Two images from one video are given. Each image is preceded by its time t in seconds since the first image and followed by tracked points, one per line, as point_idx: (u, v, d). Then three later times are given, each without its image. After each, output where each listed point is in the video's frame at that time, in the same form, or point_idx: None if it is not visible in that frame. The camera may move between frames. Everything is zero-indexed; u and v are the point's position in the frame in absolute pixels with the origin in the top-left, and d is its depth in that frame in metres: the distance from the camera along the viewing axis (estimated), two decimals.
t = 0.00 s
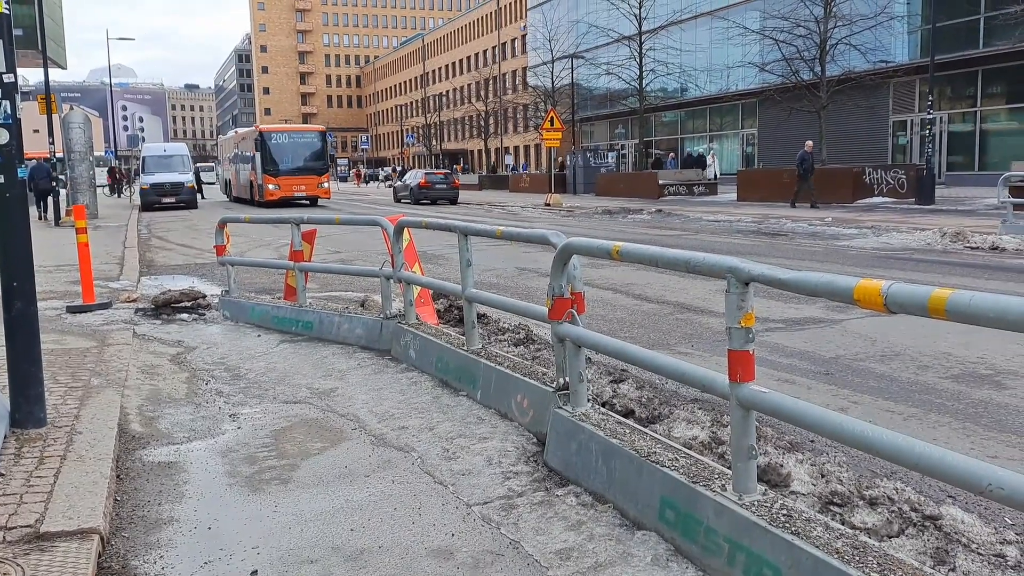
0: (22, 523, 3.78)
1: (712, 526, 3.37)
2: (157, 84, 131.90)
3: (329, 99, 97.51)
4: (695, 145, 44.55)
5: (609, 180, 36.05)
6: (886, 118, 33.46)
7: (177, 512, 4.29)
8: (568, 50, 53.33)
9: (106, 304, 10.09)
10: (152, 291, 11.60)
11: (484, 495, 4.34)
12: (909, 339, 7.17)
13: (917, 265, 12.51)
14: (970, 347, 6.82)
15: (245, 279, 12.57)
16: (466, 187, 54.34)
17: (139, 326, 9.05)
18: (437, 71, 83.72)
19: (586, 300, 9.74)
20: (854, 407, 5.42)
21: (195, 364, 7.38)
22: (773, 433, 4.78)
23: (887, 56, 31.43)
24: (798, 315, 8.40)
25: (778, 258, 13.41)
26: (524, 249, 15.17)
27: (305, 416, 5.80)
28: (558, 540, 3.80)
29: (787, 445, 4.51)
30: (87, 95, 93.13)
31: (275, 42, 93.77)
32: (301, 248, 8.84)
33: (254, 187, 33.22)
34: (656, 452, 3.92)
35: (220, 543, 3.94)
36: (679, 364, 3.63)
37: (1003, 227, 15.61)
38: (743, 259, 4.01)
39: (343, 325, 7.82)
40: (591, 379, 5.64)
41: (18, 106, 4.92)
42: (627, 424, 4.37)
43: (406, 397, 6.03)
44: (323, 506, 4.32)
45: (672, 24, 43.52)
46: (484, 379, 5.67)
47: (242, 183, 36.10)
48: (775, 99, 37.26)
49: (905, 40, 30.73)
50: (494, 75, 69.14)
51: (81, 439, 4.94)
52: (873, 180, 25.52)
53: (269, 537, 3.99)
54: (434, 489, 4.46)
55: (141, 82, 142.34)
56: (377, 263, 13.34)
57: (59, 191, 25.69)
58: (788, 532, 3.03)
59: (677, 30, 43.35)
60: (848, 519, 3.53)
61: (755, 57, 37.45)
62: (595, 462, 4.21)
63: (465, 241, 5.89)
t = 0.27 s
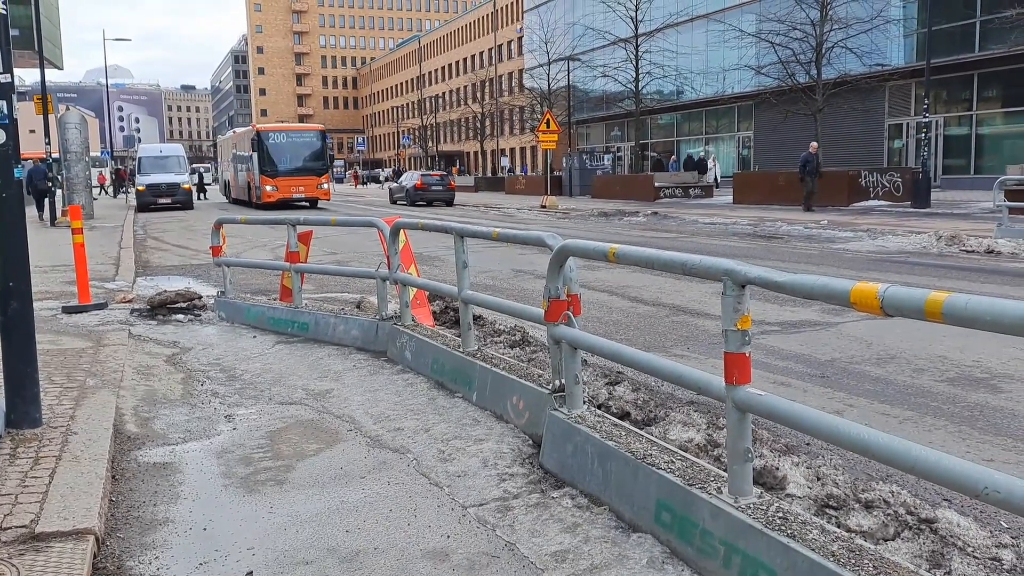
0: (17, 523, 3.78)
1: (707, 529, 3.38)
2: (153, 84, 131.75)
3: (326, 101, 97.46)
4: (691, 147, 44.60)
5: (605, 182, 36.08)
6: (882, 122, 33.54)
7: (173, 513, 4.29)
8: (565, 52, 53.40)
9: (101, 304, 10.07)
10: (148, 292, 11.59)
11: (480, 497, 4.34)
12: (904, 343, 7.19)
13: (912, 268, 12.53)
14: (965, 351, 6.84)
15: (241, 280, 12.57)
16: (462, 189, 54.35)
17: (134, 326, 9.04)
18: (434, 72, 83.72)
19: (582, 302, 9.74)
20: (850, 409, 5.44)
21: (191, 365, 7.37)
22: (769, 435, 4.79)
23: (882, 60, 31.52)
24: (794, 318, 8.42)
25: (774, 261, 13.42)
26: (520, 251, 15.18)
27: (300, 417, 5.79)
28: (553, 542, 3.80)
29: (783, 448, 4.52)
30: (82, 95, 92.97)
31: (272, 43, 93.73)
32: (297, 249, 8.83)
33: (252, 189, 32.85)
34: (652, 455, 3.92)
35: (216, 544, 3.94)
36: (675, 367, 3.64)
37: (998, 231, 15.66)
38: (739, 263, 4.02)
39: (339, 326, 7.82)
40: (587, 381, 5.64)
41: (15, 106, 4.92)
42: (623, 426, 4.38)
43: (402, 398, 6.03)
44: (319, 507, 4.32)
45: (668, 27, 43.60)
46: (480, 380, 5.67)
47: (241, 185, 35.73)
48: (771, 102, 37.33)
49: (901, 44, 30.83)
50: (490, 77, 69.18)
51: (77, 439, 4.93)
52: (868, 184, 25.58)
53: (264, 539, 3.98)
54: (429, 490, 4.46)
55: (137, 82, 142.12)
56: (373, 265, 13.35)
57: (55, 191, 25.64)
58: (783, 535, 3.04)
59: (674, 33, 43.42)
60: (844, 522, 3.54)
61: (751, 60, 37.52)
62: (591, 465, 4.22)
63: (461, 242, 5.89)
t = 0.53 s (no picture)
0: (14, 524, 3.77)
1: (704, 532, 3.37)
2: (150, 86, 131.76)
3: (323, 103, 97.47)
4: (688, 150, 44.64)
5: (602, 185, 36.11)
6: (879, 125, 33.59)
7: (169, 514, 4.28)
8: (562, 55, 53.46)
9: (98, 305, 10.05)
10: (145, 293, 11.57)
11: (477, 499, 4.33)
12: (901, 346, 7.20)
13: (909, 272, 12.55)
14: (962, 354, 6.85)
15: (238, 282, 12.55)
16: (459, 191, 54.36)
17: (131, 328, 9.02)
18: (432, 75, 83.75)
19: (579, 305, 9.75)
20: (846, 413, 5.44)
21: (187, 366, 7.35)
22: (766, 439, 4.78)
23: (880, 64, 31.56)
24: (791, 321, 8.42)
25: (771, 264, 13.43)
26: (517, 253, 15.18)
27: (297, 418, 5.78)
28: (550, 545, 3.80)
29: (780, 451, 4.51)
30: (80, 97, 92.94)
31: (270, 44, 93.75)
32: (295, 251, 8.83)
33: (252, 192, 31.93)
34: (649, 458, 3.92)
35: (213, 545, 3.93)
36: (672, 371, 3.64)
37: (995, 234, 15.67)
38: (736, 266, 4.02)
39: (336, 328, 7.81)
40: (583, 384, 5.63)
41: (13, 107, 4.91)
42: (620, 429, 4.37)
43: (399, 400, 6.02)
44: (315, 509, 4.31)
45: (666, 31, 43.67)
46: (477, 383, 5.67)
47: (241, 188, 34.91)
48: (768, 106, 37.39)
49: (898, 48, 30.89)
50: (488, 80, 69.22)
51: (74, 440, 4.92)
52: (866, 187, 25.61)
53: (261, 540, 3.97)
54: (426, 493, 4.46)
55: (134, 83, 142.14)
56: (370, 267, 13.35)
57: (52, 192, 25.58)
58: (780, 538, 3.03)
59: (671, 36, 43.49)
60: (841, 525, 3.54)
61: (749, 64, 37.58)
62: (588, 467, 4.21)
63: (458, 244, 5.88)
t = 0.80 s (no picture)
0: (10, 526, 3.76)
1: (701, 533, 3.37)
2: (147, 88, 131.68)
3: (320, 104, 97.46)
4: (685, 152, 44.68)
5: (599, 186, 36.12)
6: (876, 126, 33.64)
7: (165, 516, 4.27)
8: (559, 57, 53.51)
9: (95, 308, 10.03)
10: (142, 295, 11.56)
11: (474, 501, 4.33)
12: (898, 347, 7.21)
13: (905, 272, 12.57)
14: (959, 355, 6.86)
15: (235, 284, 12.54)
16: (456, 193, 54.38)
17: (128, 330, 9.01)
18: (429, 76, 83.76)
19: (576, 306, 9.75)
20: (843, 414, 5.44)
21: (184, 368, 7.34)
22: (763, 440, 4.79)
23: (876, 65, 31.61)
24: (788, 323, 8.43)
25: (768, 265, 13.45)
26: (514, 255, 15.18)
27: (294, 420, 5.78)
28: (547, 546, 3.80)
29: (777, 452, 4.52)
30: (77, 99, 92.82)
31: (266, 46, 93.74)
32: (292, 252, 8.82)
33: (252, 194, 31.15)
34: (646, 459, 3.92)
35: (210, 547, 3.92)
36: (669, 372, 3.64)
37: (991, 235, 15.70)
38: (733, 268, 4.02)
39: (333, 330, 7.81)
40: (580, 386, 5.63)
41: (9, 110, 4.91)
42: (617, 430, 4.37)
43: (396, 402, 6.02)
44: (312, 511, 4.31)
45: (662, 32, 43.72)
46: (473, 385, 5.66)
47: (240, 190, 34.14)
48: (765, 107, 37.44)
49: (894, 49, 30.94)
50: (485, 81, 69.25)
51: (70, 442, 4.91)
52: (862, 188, 25.60)
53: (257, 543, 3.97)
54: (423, 494, 4.45)
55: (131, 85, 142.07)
56: (367, 268, 13.35)
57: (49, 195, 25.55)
58: (777, 539, 3.04)
59: (668, 38, 43.54)
60: (838, 527, 3.54)
61: (745, 65, 37.63)
62: (585, 469, 4.21)
63: (455, 246, 5.87)
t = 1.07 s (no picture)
0: (6, 529, 3.75)
1: (698, 536, 3.38)
2: (145, 91, 131.59)
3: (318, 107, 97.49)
4: (683, 155, 44.73)
5: (597, 188, 36.13)
6: (873, 129, 33.69)
7: (162, 518, 4.27)
8: (557, 59, 53.59)
9: (92, 310, 10.02)
10: (139, 297, 11.55)
11: (471, 504, 4.33)
12: (896, 350, 7.21)
13: (902, 275, 12.59)
14: (956, 358, 6.87)
15: (232, 286, 12.54)
16: (454, 195, 54.42)
17: (125, 332, 9.00)
18: (427, 79, 83.81)
19: (574, 308, 9.76)
20: (841, 416, 5.45)
21: (181, 370, 7.33)
22: (761, 442, 4.79)
23: (874, 68, 31.67)
24: (786, 325, 8.43)
25: (766, 268, 13.46)
26: (512, 257, 15.19)
27: (292, 422, 5.78)
28: (544, 549, 3.80)
29: (775, 455, 4.52)
30: (74, 101, 92.74)
31: (264, 49, 93.80)
32: (289, 255, 8.81)
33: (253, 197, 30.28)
34: (643, 462, 3.92)
35: (207, 550, 3.92)
36: (666, 374, 3.64)
37: (987, 239, 15.74)
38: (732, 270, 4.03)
39: (330, 332, 7.80)
40: (578, 388, 5.63)
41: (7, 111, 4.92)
42: (614, 433, 4.37)
43: (393, 404, 6.02)
44: (310, 513, 4.30)
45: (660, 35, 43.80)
46: (471, 387, 5.66)
47: (241, 194, 33.24)
48: (762, 110, 37.49)
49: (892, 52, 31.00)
50: (483, 84, 69.32)
51: (68, 444, 4.91)
52: (860, 191, 25.55)
53: (254, 546, 3.96)
54: (420, 497, 4.45)
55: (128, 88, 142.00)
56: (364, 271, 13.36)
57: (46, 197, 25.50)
58: (774, 542, 3.04)
59: (665, 41, 43.60)
60: (835, 529, 3.54)
61: (743, 68, 37.69)
62: (583, 472, 4.21)
63: (453, 248, 5.87)
